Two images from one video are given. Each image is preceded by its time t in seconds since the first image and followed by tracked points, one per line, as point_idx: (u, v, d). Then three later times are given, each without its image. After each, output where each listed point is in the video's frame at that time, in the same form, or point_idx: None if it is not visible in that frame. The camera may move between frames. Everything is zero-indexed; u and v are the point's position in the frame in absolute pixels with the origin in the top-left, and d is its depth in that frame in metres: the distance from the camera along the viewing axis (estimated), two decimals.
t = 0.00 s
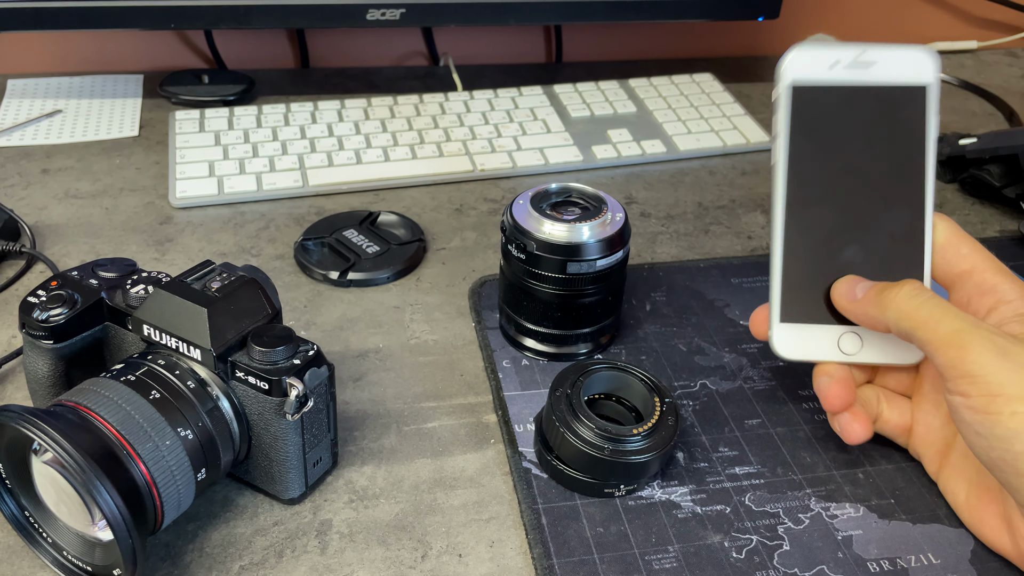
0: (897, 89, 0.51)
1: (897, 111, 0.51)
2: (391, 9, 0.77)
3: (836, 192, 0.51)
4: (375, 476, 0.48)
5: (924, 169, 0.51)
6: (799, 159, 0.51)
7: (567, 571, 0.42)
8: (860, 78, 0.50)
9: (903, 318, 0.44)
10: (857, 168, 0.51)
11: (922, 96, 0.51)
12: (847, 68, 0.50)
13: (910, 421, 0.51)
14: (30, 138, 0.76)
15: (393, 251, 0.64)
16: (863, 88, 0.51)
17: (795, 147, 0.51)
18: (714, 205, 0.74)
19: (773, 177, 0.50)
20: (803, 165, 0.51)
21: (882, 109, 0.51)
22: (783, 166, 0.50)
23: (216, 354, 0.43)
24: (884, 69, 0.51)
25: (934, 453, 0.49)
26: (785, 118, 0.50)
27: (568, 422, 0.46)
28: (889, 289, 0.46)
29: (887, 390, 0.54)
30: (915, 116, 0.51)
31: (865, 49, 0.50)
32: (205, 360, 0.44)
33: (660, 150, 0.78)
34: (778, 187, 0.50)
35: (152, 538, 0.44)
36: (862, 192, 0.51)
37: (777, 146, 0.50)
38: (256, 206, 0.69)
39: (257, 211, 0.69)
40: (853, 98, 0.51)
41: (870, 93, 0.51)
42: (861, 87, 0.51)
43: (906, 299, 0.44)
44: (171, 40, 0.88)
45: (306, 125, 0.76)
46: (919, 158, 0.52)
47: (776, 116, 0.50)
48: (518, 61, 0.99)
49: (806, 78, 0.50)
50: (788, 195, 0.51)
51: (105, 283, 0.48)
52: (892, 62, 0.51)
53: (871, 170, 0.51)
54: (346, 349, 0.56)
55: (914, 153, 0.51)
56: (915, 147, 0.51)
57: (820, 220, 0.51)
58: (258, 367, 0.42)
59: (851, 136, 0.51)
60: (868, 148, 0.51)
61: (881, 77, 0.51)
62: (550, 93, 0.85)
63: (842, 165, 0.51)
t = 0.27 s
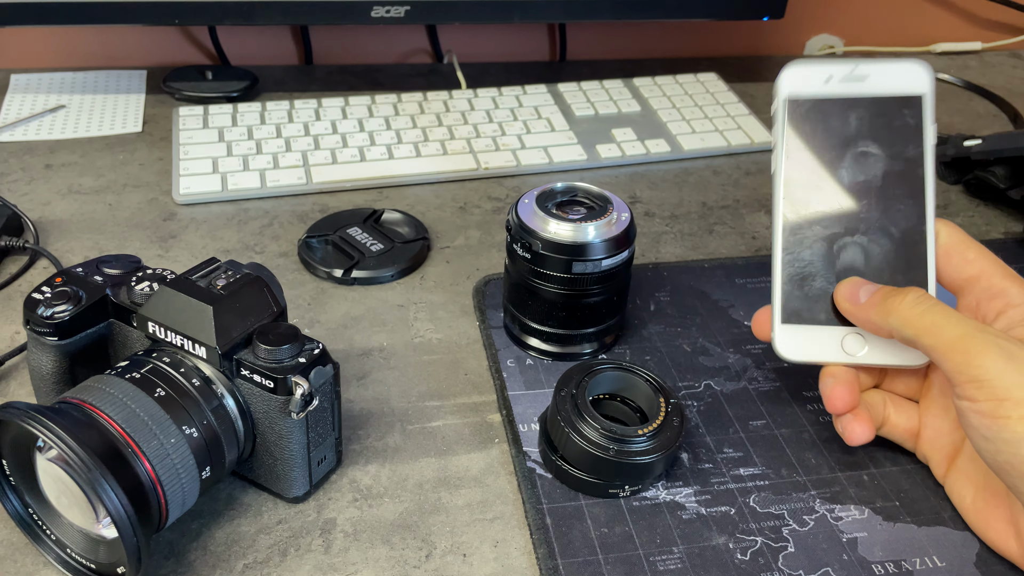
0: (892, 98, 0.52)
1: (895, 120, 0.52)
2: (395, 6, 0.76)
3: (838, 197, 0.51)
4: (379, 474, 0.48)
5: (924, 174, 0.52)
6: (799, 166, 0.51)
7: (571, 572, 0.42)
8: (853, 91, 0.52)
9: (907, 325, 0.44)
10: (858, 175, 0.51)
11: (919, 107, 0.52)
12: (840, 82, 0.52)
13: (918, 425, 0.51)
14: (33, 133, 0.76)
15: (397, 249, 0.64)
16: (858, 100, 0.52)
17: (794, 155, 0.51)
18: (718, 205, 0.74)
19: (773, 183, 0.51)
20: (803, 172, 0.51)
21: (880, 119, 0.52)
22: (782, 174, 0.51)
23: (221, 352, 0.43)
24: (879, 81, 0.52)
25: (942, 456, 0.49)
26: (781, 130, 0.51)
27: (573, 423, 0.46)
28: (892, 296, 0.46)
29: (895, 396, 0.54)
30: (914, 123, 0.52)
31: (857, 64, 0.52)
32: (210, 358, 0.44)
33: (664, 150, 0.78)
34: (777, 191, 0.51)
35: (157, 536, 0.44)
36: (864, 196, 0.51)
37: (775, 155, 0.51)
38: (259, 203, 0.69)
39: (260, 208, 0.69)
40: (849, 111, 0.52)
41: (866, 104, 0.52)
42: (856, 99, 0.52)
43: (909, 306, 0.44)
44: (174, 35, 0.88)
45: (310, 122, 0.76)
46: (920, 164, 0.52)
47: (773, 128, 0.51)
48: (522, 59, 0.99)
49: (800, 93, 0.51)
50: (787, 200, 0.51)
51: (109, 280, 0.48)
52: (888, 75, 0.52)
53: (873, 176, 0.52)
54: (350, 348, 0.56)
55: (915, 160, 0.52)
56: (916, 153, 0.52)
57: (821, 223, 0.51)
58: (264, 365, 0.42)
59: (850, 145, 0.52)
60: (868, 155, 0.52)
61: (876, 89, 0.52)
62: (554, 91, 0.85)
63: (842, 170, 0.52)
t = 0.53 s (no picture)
0: (884, 107, 0.52)
1: (887, 128, 0.52)
2: (397, 2, 0.76)
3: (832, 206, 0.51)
4: (380, 472, 0.48)
5: (919, 178, 0.51)
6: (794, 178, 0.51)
7: (572, 571, 0.42)
8: (846, 100, 0.51)
9: (907, 327, 0.44)
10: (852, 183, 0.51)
11: (910, 112, 0.52)
12: (833, 93, 0.51)
13: (921, 427, 0.51)
14: (33, 127, 0.75)
15: (398, 247, 0.64)
16: (852, 109, 0.52)
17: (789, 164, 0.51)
18: (719, 204, 0.74)
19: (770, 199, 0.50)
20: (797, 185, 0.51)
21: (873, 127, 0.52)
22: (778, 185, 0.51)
23: (223, 349, 0.43)
24: (870, 91, 0.52)
25: (945, 458, 0.49)
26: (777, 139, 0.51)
27: (574, 421, 0.46)
28: (892, 298, 0.46)
29: (897, 397, 0.55)
30: (907, 129, 0.52)
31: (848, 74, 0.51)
32: (211, 355, 0.44)
33: (666, 148, 0.78)
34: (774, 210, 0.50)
35: (157, 532, 0.44)
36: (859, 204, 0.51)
37: (772, 164, 0.51)
38: (260, 199, 0.69)
39: (261, 204, 0.69)
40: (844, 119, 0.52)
41: (858, 114, 0.51)
42: (850, 108, 0.52)
43: (910, 308, 0.45)
44: (175, 30, 0.88)
45: (311, 118, 0.76)
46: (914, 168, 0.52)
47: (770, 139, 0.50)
48: (524, 56, 0.99)
49: (795, 103, 0.51)
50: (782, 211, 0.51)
51: (110, 275, 0.47)
52: (876, 84, 0.52)
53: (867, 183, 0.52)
54: (351, 345, 0.56)
55: (910, 162, 0.52)
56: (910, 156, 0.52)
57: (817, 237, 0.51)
58: (266, 362, 0.42)
59: (844, 154, 0.51)
60: (863, 161, 0.51)
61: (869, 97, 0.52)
62: (555, 89, 0.85)
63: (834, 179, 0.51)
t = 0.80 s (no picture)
0: (878, 120, 0.54)
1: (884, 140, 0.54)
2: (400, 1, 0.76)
3: (830, 212, 0.53)
4: (385, 470, 0.48)
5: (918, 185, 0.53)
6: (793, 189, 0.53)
7: (577, 568, 0.43)
8: (840, 115, 0.54)
9: (909, 328, 0.45)
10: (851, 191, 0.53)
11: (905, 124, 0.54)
12: (828, 107, 0.54)
13: (923, 427, 0.51)
14: (35, 124, 0.75)
15: (402, 245, 0.64)
16: (846, 123, 0.54)
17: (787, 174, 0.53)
18: (721, 203, 0.74)
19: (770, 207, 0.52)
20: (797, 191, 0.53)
21: (869, 139, 0.54)
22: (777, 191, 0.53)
23: (230, 347, 0.43)
24: (864, 105, 0.54)
25: (946, 457, 0.49)
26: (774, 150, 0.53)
27: (580, 419, 0.47)
28: (894, 300, 0.46)
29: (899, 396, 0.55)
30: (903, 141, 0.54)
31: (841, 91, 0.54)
32: (219, 353, 0.44)
33: (667, 147, 0.78)
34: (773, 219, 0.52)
35: (164, 530, 0.44)
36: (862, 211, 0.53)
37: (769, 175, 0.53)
38: (264, 197, 0.69)
39: (265, 203, 0.69)
40: (839, 133, 0.54)
41: (852, 128, 0.54)
42: (845, 122, 0.54)
43: (912, 309, 0.45)
44: (176, 28, 0.88)
45: (314, 116, 0.76)
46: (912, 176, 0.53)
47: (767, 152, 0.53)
48: (525, 55, 0.99)
49: (790, 119, 0.54)
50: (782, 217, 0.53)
51: (117, 273, 0.48)
52: (871, 98, 0.54)
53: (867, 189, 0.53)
54: (355, 343, 0.56)
55: (907, 170, 0.53)
56: (908, 166, 0.53)
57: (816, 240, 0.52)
58: (273, 361, 0.42)
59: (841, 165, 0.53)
60: (860, 171, 0.53)
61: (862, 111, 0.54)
62: (557, 88, 0.85)
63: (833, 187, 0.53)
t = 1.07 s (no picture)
0: (865, 134, 0.55)
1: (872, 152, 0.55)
2: (394, 3, 0.76)
3: (822, 221, 0.53)
4: (380, 473, 0.48)
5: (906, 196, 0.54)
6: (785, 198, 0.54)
7: (573, 571, 0.42)
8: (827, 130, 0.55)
9: (901, 330, 0.45)
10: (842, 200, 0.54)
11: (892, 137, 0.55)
12: (816, 122, 0.55)
13: (916, 430, 0.51)
14: (29, 128, 0.75)
15: (397, 247, 0.64)
16: (835, 137, 0.55)
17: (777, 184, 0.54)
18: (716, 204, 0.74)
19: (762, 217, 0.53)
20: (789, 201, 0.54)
21: (857, 152, 0.55)
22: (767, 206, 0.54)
23: (222, 351, 0.43)
24: (851, 119, 0.55)
25: (941, 460, 0.49)
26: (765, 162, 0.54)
27: (574, 421, 0.46)
28: (886, 304, 0.47)
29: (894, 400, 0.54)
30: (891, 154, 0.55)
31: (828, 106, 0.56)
32: (211, 356, 0.44)
33: (662, 148, 0.78)
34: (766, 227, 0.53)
35: (157, 535, 0.44)
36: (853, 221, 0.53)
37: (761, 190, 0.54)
38: (258, 200, 0.69)
39: (259, 206, 0.68)
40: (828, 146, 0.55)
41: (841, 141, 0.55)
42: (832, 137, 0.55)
43: (903, 312, 0.45)
44: (170, 31, 0.88)
45: (308, 119, 0.76)
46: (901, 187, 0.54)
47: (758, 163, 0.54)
48: (520, 57, 0.99)
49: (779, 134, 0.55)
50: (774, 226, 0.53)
51: (110, 277, 0.47)
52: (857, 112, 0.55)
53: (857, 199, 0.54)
54: (349, 346, 0.56)
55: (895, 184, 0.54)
56: (898, 178, 0.54)
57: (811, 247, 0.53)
58: (266, 364, 0.42)
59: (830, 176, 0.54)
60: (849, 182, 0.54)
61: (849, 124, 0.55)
62: (552, 89, 0.85)
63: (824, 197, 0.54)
